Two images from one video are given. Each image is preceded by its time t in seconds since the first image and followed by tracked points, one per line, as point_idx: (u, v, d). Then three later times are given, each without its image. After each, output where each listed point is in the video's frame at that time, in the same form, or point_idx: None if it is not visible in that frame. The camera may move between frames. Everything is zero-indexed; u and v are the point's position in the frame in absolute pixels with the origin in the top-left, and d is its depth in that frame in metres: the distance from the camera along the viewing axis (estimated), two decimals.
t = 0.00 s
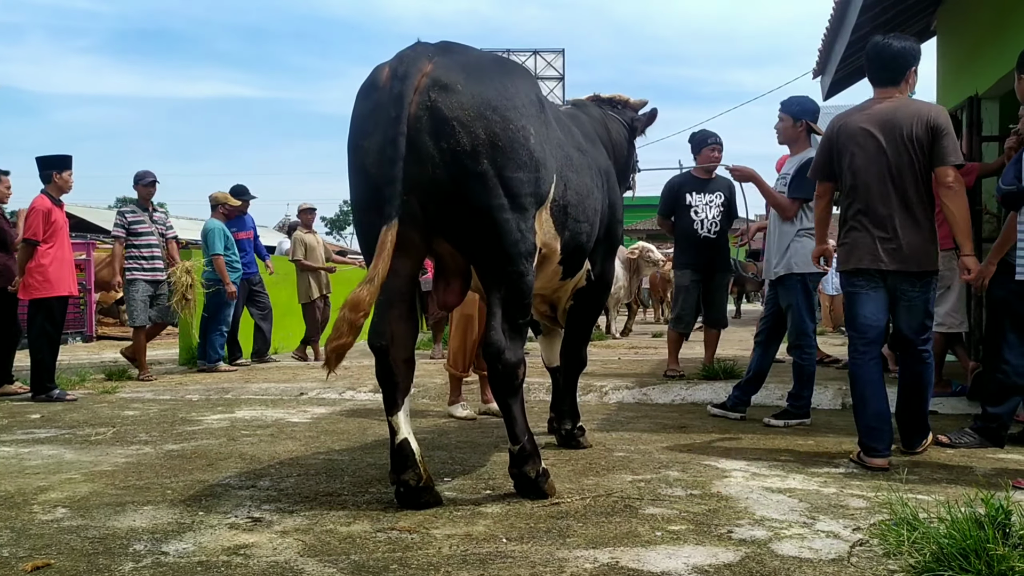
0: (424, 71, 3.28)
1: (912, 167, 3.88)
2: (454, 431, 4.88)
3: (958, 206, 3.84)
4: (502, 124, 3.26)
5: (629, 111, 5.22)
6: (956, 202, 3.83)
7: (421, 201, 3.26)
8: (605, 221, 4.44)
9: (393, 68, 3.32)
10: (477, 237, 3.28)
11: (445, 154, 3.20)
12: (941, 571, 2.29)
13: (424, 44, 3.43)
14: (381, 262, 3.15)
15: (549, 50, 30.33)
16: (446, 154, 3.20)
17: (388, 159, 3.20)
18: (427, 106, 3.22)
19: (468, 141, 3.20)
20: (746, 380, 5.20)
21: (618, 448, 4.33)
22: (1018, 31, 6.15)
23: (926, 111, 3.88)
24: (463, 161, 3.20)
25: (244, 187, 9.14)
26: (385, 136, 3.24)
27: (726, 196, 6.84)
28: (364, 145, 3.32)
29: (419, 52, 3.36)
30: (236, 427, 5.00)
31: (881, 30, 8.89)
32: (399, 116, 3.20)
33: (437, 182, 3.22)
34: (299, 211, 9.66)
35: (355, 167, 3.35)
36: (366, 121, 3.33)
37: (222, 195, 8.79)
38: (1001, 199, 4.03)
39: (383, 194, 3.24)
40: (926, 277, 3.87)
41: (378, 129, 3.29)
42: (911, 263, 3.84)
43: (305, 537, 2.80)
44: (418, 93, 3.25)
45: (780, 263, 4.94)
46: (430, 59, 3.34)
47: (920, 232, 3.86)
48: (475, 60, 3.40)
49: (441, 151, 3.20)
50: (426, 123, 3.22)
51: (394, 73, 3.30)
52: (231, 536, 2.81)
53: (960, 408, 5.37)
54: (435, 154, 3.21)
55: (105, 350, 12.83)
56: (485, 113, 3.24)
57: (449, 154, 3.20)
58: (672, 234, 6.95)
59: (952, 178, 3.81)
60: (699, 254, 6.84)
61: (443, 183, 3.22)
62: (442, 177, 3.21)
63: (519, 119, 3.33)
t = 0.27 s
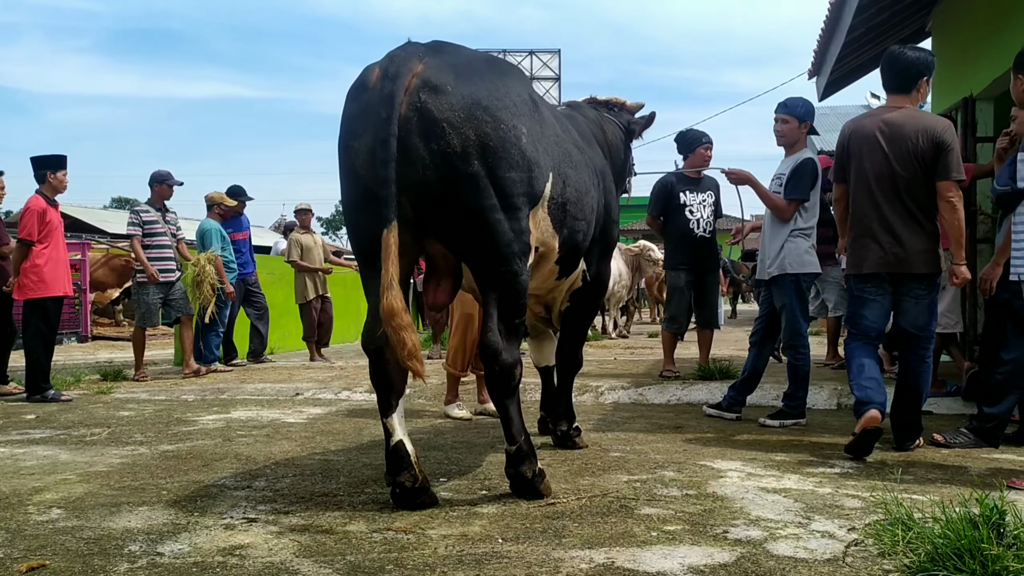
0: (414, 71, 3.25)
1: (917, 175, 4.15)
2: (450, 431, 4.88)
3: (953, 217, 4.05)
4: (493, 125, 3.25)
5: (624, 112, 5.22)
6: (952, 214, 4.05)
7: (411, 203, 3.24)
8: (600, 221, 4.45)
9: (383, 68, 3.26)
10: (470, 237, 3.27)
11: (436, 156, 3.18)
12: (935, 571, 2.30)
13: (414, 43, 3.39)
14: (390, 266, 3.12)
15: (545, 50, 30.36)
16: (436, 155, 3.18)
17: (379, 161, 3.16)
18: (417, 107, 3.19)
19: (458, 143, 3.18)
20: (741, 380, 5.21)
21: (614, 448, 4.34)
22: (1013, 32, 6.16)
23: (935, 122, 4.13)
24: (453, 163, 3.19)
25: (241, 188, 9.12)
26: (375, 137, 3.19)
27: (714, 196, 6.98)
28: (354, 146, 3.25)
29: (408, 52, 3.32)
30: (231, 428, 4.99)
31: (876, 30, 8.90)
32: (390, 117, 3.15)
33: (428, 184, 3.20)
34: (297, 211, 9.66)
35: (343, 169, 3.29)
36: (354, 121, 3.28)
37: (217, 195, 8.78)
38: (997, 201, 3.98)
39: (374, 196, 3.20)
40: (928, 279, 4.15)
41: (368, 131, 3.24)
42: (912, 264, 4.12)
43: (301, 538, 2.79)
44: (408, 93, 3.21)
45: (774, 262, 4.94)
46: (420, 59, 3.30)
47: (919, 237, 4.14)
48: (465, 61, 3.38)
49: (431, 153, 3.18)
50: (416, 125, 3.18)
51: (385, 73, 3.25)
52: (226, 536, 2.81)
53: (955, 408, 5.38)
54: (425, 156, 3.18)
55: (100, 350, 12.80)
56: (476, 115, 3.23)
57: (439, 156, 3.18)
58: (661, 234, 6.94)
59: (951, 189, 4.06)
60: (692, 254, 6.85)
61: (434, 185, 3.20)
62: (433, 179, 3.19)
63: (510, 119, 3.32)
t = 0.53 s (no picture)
0: (404, 72, 3.17)
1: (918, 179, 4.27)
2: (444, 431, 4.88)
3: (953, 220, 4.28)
4: (481, 128, 3.21)
5: (619, 113, 5.23)
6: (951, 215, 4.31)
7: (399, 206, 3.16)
8: (593, 223, 4.45)
9: (373, 68, 3.18)
10: (451, 238, 3.20)
11: (421, 157, 3.11)
12: (928, 571, 2.31)
13: (403, 43, 3.31)
14: (401, 272, 3.05)
15: (539, 50, 30.38)
16: (422, 156, 3.11)
17: (367, 163, 3.08)
18: (406, 108, 3.11)
19: (446, 144, 3.12)
20: (734, 381, 5.21)
21: (608, 449, 4.34)
22: (1005, 35, 6.19)
23: (934, 128, 4.26)
24: (440, 164, 3.12)
25: (238, 188, 9.12)
26: (363, 139, 3.11)
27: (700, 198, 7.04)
28: (343, 147, 3.19)
29: (398, 52, 3.25)
30: (225, 428, 4.98)
31: (870, 32, 8.92)
32: (380, 118, 3.07)
33: (414, 185, 3.12)
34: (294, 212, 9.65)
35: (333, 172, 3.21)
36: (343, 123, 3.20)
37: (211, 194, 8.77)
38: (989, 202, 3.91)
39: (364, 200, 3.12)
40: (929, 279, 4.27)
41: (356, 132, 3.16)
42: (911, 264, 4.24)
43: (295, 539, 2.79)
44: (397, 94, 3.13)
45: (768, 264, 4.96)
46: (410, 61, 3.22)
47: (922, 239, 4.27)
48: (456, 62, 3.31)
49: (416, 154, 3.11)
50: (403, 126, 3.11)
51: (375, 74, 3.16)
52: (219, 537, 2.81)
53: (947, 408, 5.40)
54: (411, 157, 3.11)
55: (93, 350, 12.76)
56: (465, 118, 3.18)
57: (427, 158, 3.11)
58: (651, 234, 6.95)
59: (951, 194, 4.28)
60: (683, 255, 6.89)
61: (419, 187, 3.12)
62: (419, 181, 3.12)
63: (500, 123, 3.29)
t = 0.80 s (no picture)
0: (399, 64, 3.13)
1: (900, 188, 4.41)
2: (437, 431, 4.88)
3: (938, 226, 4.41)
4: (469, 123, 3.16)
5: (611, 114, 5.23)
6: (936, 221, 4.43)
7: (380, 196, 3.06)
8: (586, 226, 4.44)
9: (369, 60, 3.16)
10: (424, 235, 3.06)
11: (405, 145, 3.01)
12: (919, 572, 2.32)
13: (402, 38, 3.29)
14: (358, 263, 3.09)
15: (533, 51, 30.39)
16: (406, 144, 3.01)
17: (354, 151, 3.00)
18: (396, 98, 3.05)
19: (434, 135, 3.04)
20: (726, 382, 5.22)
21: (601, 449, 4.34)
22: (998, 38, 6.22)
23: (913, 141, 4.43)
24: (423, 154, 3.01)
25: (232, 187, 9.09)
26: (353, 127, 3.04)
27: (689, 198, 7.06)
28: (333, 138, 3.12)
29: (395, 45, 3.21)
30: (217, 428, 4.97)
31: (864, 34, 8.95)
32: (370, 108, 3.03)
33: (393, 175, 3.00)
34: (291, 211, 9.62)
35: (324, 164, 3.17)
36: (337, 113, 3.16)
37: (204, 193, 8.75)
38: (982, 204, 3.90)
39: (348, 189, 3.06)
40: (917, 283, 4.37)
41: (348, 123, 3.12)
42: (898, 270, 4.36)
43: (287, 539, 2.78)
44: (390, 84, 3.09)
45: (760, 265, 4.97)
46: (407, 54, 3.19)
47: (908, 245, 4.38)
48: (455, 61, 3.30)
49: (401, 143, 3.01)
50: (392, 115, 3.03)
51: (370, 65, 3.15)
52: (211, 537, 2.80)
53: (939, 410, 5.42)
54: (394, 146, 3.01)
55: (85, 349, 12.71)
56: (455, 113, 3.13)
57: (410, 148, 3.01)
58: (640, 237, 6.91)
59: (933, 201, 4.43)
60: (673, 256, 6.94)
61: (398, 178, 3.00)
62: (398, 172, 3.00)
63: (488, 125, 3.26)
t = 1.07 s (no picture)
0: (384, 55, 3.11)
1: (866, 191, 4.71)
2: (421, 431, 4.86)
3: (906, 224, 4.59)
4: (454, 114, 3.14)
5: (596, 116, 5.24)
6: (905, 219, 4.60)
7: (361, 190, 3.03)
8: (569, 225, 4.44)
9: (353, 50, 3.11)
10: (408, 231, 3.03)
11: (390, 138, 2.98)
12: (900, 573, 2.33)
13: (389, 29, 3.26)
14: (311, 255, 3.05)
15: (520, 52, 30.41)
16: (391, 137, 2.99)
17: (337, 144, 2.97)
18: (381, 90, 3.03)
19: (420, 128, 3.02)
20: (710, 384, 5.23)
21: (584, 450, 4.34)
22: (980, 45, 6.28)
23: (879, 145, 4.71)
24: (408, 149, 2.99)
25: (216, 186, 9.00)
26: (337, 120, 3.01)
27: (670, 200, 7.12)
28: (317, 131, 3.08)
29: (380, 35, 3.19)
30: (198, 427, 4.92)
31: (848, 39, 9.01)
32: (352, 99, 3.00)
33: (377, 168, 2.98)
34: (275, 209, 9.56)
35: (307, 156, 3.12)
36: (319, 106, 3.10)
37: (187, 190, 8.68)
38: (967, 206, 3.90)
39: (327, 183, 3.02)
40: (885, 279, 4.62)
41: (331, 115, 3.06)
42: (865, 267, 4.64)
43: (267, 538, 2.76)
44: (375, 76, 3.06)
45: (743, 267, 5.00)
46: (392, 44, 3.17)
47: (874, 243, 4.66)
48: (440, 53, 3.29)
49: (386, 135, 2.99)
50: (376, 107, 3.01)
51: (354, 55, 3.09)
52: (191, 536, 2.77)
53: (920, 412, 5.46)
54: (379, 139, 2.98)
55: (65, 346, 12.59)
56: (440, 105, 3.11)
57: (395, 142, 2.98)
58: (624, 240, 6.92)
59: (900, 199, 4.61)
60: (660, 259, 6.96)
61: (382, 172, 2.98)
62: (383, 166, 2.97)
63: (471, 116, 3.24)
